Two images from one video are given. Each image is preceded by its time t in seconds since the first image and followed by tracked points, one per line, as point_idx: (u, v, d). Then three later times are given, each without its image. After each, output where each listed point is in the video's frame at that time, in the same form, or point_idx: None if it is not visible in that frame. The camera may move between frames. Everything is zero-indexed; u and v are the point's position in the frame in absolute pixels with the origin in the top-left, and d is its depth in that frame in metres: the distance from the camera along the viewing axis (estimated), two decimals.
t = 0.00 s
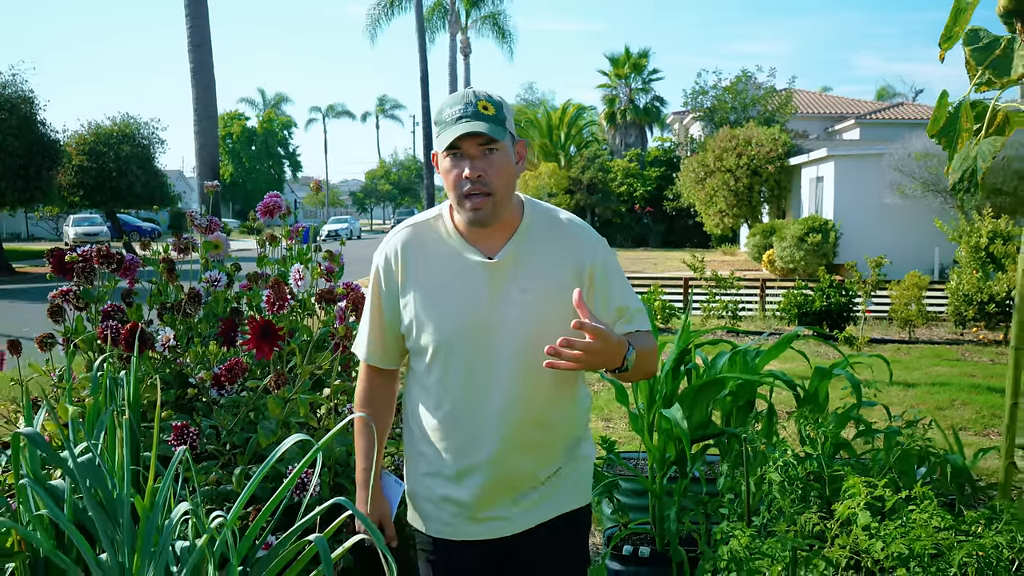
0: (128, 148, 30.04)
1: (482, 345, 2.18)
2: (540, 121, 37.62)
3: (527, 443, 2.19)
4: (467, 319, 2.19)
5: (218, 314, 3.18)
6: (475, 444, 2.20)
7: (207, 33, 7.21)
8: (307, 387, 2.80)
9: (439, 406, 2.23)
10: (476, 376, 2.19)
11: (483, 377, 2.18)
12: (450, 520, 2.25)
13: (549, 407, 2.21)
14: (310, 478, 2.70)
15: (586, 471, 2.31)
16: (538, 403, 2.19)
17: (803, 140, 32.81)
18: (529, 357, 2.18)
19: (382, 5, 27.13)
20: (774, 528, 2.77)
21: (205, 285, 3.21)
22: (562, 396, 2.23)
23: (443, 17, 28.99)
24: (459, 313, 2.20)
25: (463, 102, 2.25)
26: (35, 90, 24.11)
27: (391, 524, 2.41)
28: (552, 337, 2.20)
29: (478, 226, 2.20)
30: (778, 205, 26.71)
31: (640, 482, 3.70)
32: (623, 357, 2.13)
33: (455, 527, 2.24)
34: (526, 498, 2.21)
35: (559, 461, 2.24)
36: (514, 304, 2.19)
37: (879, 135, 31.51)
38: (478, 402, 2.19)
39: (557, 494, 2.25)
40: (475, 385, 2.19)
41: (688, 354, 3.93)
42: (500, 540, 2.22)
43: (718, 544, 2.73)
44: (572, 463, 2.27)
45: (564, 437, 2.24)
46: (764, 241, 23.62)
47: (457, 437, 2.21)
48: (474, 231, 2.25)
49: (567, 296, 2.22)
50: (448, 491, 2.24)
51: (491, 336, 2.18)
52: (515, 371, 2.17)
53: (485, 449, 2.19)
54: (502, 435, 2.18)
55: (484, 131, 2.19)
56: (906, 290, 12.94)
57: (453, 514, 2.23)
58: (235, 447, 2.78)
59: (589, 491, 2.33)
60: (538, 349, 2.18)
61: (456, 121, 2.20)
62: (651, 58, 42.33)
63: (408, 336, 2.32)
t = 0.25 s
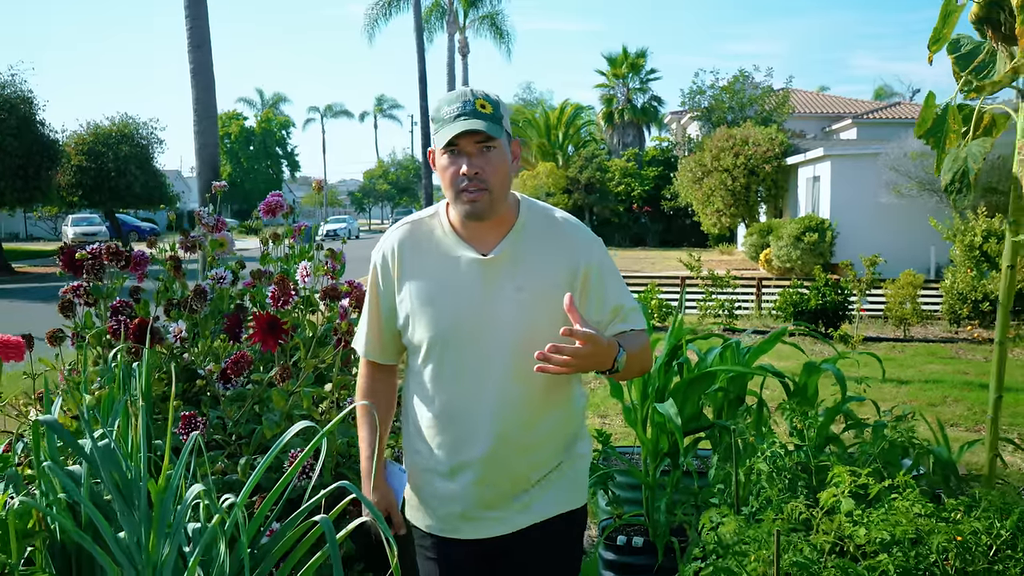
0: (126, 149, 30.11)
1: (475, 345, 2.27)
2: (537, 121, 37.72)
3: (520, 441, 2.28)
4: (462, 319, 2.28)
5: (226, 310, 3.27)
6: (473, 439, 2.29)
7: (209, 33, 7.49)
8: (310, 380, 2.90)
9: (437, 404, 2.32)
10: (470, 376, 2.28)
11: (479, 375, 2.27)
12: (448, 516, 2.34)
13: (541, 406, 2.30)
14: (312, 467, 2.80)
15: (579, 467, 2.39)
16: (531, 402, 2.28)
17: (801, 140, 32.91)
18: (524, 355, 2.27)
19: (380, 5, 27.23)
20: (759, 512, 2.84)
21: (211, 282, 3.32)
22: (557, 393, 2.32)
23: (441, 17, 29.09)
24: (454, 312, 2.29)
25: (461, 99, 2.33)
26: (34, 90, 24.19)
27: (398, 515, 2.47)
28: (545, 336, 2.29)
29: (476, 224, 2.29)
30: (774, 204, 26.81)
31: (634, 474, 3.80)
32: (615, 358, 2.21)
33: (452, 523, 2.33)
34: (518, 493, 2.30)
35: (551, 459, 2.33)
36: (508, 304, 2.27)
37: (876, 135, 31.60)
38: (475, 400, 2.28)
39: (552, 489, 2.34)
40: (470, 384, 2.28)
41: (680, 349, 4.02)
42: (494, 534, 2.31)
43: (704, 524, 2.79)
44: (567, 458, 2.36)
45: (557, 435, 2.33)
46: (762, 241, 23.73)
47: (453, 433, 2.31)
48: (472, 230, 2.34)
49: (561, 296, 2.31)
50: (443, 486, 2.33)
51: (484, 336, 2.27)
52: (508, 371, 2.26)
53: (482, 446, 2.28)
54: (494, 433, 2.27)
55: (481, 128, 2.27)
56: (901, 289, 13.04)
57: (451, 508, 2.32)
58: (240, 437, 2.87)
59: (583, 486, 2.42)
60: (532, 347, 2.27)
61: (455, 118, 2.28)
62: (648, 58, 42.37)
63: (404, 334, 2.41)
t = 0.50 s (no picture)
0: (127, 148, 30.20)
1: (488, 335, 2.23)
2: (537, 120, 37.81)
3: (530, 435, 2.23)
4: (473, 309, 2.24)
5: (234, 304, 3.36)
6: (482, 436, 2.24)
7: (210, 32, 7.57)
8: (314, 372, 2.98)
9: (446, 401, 2.28)
10: (481, 367, 2.24)
11: (489, 371, 2.23)
12: (454, 516, 2.28)
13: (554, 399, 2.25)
14: (318, 458, 2.88)
15: (591, 468, 2.35)
16: (543, 395, 2.23)
17: (799, 140, 33.00)
18: (535, 351, 2.22)
19: (379, 5, 27.32)
20: (748, 499, 2.90)
21: (218, 277, 3.40)
22: (568, 393, 2.27)
23: (441, 17, 29.18)
24: (465, 302, 2.25)
25: (481, 92, 2.32)
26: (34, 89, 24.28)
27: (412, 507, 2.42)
28: (557, 334, 2.24)
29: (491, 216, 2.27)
30: (773, 204, 26.92)
31: (631, 466, 3.88)
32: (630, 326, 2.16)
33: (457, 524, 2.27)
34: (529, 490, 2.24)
35: (563, 455, 2.27)
36: (520, 294, 2.24)
37: (874, 135, 31.69)
38: (484, 397, 2.24)
39: (561, 494, 2.27)
40: (480, 375, 2.24)
41: (674, 344, 4.11)
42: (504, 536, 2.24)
43: (693, 508, 2.84)
44: (577, 461, 2.31)
45: (568, 431, 2.28)
46: (760, 240, 23.83)
47: (464, 426, 2.26)
48: (487, 222, 2.31)
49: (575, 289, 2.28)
50: (451, 484, 2.28)
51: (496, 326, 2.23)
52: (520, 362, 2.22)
53: (490, 443, 2.23)
54: (506, 424, 2.23)
55: (501, 118, 2.25)
56: (897, 287, 13.13)
57: (458, 507, 2.27)
58: (246, 427, 2.96)
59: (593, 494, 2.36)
60: (544, 343, 2.23)
61: (475, 108, 2.27)
62: (647, 57, 42.45)
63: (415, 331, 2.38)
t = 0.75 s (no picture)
0: (126, 148, 30.26)
1: (517, 340, 2.16)
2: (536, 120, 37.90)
3: (561, 443, 2.16)
4: (504, 314, 2.18)
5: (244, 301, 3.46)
6: (513, 440, 2.17)
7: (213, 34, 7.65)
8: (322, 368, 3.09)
9: (477, 403, 2.21)
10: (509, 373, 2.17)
11: (521, 372, 2.16)
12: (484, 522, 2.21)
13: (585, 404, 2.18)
14: (329, 450, 2.95)
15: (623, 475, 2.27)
16: (574, 401, 2.16)
17: (797, 139, 33.11)
18: (568, 353, 2.15)
19: (378, 5, 27.40)
20: (743, 490, 2.98)
21: (228, 276, 3.49)
22: (604, 397, 2.20)
23: (440, 17, 29.26)
24: (495, 305, 2.19)
25: (518, 91, 2.29)
26: (35, 90, 24.34)
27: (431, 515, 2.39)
28: (591, 335, 2.16)
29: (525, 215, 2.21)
30: (771, 203, 27.02)
31: (630, 460, 3.96)
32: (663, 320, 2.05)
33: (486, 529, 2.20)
34: (560, 499, 2.16)
35: (595, 463, 2.20)
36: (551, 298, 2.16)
37: (872, 134, 31.79)
38: (516, 400, 2.17)
39: (594, 503, 2.19)
40: (509, 380, 2.17)
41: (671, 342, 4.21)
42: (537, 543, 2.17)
43: (689, 497, 2.91)
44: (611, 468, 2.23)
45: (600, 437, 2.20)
46: (758, 240, 23.93)
47: (492, 433, 2.19)
48: (521, 222, 2.25)
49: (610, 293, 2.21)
50: (481, 489, 2.21)
51: (527, 331, 2.16)
52: (551, 368, 2.15)
53: (521, 446, 2.16)
54: (537, 429, 2.16)
55: (538, 113, 2.21)
56: (894, 287, 13.22)
57: (488, 513, 2.20)
58: (257, 422, 3.05)
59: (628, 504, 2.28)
60: (578, 345, 2.15)
61: (509, 102, 2.22)
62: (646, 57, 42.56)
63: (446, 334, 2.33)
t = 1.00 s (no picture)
0: (127, 148, 30.33)
1: (540, 353, 2.11)
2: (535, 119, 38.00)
3: (586, 458, 2.11)
4: (527, 325, 2.12)
5: (254, 299, 3.53)
6: (537, 451, 2.12)
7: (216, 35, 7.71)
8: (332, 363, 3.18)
9: (501, 413, 2.16)
10: (532, 386, 2.12)
11: (546, 383, 2.11)
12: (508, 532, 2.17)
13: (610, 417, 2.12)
14: (340, 444, 3.04)
15: (650, 486, 2.21)
16: (600, 415, 2.10)
17: (796, 139, 33.21)
18: (593, 362, 2.10)
19: (378, 5, 27.50)
20: (740, 481, 3.08)
21: (238, 274, 3.58)
22: (631, 406, 2.14)
23: (439, 16, 29.35)
24: (516, 317, 2.14)
25: (557, 94, 2.23)
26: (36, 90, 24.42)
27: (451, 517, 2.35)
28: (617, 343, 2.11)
29: (556, 223, 2.15)
30: (769, 203, 27.13)
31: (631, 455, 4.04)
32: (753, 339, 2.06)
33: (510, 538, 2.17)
34: (587, 512, 2.12)
35: (620, 477, 2.15)
36: (574, 309, 2.11)
37: (871, 134, 31.90)
38: (539, 410, 2.12)
39: (621, 511, 2.14)
40: (532, 393, 2.12)
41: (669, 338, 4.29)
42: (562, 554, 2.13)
43: (687, 489, 2.99)
44: (638, 477, 2.18)
45: (625, 450, 2.15)
46: (757, 239, 24.04)
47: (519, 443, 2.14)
48: (548, 228, 2.16)
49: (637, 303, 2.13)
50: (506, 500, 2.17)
51: (549, 343, 2.11)
52: (574, 381, 2.10)
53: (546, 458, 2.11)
54: (560, 443, 2.11)
55: (583, 117, 2.18)
56: (892, 285, 13.31)
57: (513, 523, 2.16)
58: (268, 415, 3.15)
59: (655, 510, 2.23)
60: (602, 355, 2.10)
61: (555, 107, 2.17)
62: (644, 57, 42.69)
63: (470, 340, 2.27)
